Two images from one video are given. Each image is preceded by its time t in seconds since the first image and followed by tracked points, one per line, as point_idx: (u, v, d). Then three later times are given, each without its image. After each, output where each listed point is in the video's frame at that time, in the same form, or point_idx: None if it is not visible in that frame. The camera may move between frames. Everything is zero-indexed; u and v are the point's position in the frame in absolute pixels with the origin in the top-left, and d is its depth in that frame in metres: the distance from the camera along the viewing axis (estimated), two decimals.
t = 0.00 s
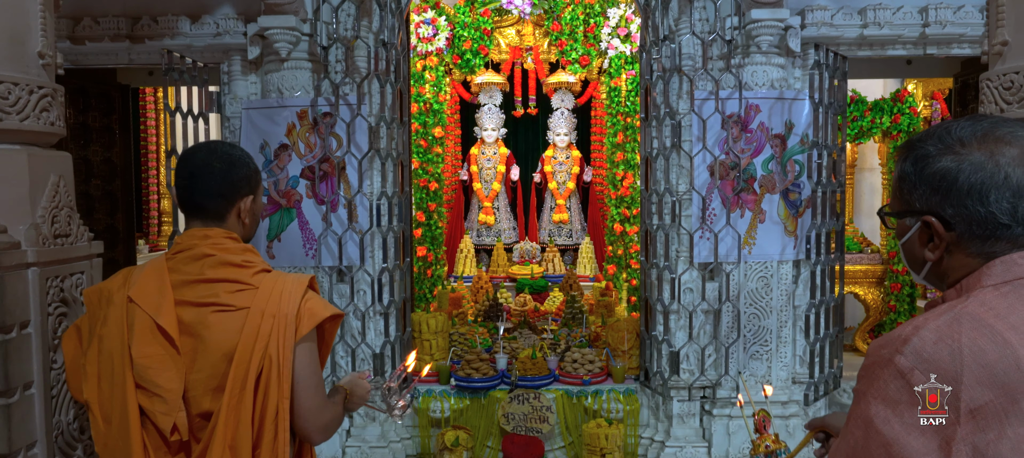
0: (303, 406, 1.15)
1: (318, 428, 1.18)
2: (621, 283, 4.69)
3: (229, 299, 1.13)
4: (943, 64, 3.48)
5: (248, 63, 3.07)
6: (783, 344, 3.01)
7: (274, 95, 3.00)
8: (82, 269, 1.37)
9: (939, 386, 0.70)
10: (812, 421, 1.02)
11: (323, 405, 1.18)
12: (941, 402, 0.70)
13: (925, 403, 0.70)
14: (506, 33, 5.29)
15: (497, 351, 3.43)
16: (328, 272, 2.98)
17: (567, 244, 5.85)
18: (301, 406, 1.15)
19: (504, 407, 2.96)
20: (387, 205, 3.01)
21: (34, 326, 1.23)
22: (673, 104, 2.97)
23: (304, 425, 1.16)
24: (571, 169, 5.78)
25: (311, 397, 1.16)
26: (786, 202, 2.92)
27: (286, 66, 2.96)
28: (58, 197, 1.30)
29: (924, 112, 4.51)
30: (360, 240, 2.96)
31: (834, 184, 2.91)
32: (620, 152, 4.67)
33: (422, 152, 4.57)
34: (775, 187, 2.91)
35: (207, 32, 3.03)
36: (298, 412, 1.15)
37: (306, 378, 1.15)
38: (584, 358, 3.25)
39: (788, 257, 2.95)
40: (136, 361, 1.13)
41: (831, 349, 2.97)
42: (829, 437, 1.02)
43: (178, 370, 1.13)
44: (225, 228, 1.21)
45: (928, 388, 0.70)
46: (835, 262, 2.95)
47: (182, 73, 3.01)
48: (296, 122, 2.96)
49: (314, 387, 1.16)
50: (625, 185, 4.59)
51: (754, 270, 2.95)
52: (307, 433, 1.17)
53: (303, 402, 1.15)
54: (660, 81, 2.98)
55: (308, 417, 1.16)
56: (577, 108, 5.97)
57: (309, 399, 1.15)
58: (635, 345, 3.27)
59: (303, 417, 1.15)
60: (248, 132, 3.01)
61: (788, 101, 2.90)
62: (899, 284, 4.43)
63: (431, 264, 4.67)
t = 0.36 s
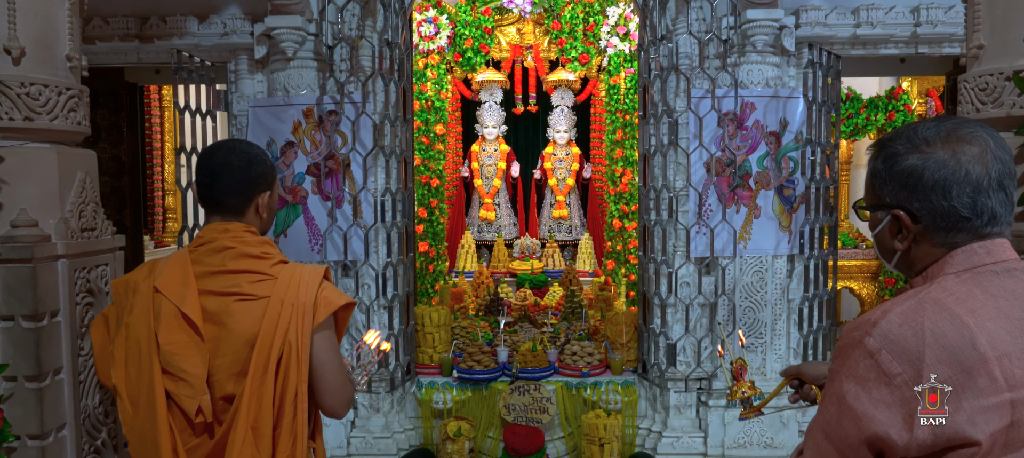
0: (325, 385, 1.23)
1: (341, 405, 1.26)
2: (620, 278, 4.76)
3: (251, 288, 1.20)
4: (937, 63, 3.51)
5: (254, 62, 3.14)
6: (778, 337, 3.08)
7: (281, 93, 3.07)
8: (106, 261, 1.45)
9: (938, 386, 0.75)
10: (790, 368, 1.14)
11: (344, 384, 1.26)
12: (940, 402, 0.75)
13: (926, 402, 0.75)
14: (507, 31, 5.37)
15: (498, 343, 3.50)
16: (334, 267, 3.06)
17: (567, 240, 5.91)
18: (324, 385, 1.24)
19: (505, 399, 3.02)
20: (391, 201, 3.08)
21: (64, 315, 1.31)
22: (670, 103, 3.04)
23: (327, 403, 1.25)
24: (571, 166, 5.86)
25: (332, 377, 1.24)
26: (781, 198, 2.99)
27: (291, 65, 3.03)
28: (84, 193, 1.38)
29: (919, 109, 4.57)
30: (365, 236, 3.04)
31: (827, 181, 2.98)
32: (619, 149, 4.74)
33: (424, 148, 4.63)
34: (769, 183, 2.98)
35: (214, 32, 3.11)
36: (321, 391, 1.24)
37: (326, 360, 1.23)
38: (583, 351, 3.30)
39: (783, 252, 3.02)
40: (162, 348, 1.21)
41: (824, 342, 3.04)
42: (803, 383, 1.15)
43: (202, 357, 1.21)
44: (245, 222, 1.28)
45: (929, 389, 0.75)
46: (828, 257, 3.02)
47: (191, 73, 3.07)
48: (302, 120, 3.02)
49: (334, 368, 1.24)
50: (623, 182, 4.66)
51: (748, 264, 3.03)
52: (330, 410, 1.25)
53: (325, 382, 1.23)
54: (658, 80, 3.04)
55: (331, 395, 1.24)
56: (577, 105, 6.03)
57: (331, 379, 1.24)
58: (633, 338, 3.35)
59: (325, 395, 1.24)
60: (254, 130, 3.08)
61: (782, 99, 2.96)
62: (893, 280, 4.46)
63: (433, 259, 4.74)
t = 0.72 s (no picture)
0: (343, 365, 1.32)
1: (355, 379, 1.36)
2: (618, 273, 4.82)
3: (265, 278, 1.28)
4: (931, 62, 3.56)
5: (259, 60, 3.21)
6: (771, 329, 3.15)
7: (286, 91, 3.13)
8: (124, 253, 1.52)
9: (939, 386, 0.81)
10: (772, 332, 1.22)
11: (358, 361, 1.36)
12: (939, 401, 0.81)
13: (926, 403, 0.81)
14: (507, 29, 5.44)
15: (498, 336, 3.58)
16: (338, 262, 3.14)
17: (566, 235, 6.00)
18: (341, 365, 1.32)
19: (505, 390, 3.07)
20: (394, 196, 3.15)
21: (85, 303, 1.38)
22: (667, 101, 3.10)
23: (343, 379, 1.35)
24: (570, 162, 5.93)
25: (347, 357, 1.33)
26: (775, 194, 3.05)
27: (297, 64, 3.10)
28: (104, 188, 1.46)
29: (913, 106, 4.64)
30: (368, 231, 3.12)
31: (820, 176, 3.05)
32: (618, 145, 4.81)
33: (426, 145, 4.69)
34: (764, 179, 3.04)
35: (220, 31, 3.17)
36: (338, 369, 1.33)
37: (340, 342, 1.32)
38: (582, 343, 3.37)
39: (776, 246, 3.08)
40: (181, 334, 1.27)
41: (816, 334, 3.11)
42: (785, 345, 1.24)
43: (219, 342, 1.28)
44: (257, 215, 1.34)
45: (928, 389, 0.81)
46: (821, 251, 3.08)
47: (198, 71, 3.14)
48: (307, 117, 3.09)
49: (348, 349, 1.33)
50: (622, 178, 4.72)
51: (743, 259, 3.10)
52: (347, 385, 1.35)
53: (343, 361, 1.32)
54: (654, 78, 3.11)
55: (348, 372, 1.34)
56: (577, 102, 6.09)
57: (347, 359, 1.33)
58: (630, 331, 3.42)
59: (342, 373, 1.33)
60: (260, 127, 3.15)
61: (776, 97, 3.02)
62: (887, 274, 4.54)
63: (434, 254, 4.81)
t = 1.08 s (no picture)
0: (352, 346, 1.39)
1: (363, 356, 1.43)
2: (617, 268, 4.88)
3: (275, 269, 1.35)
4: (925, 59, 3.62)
5: (263, 59, 3.27)
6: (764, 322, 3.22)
7: (289, 89, 3.19)
8: (138, 245, 1.60)
9: (938, 388, 0.88)
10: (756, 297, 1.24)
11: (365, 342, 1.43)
12: (938, 401, 0.88)
13: (927, 403, 0.88)
14: (507, 28, 5.50)
15: (498, 329, 3.65)
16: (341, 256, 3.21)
17: (566, 231, 6.05)
18: (350, 347, 1.40)
19: (505, 382, 3.16)
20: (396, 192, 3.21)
21: (103, 292, 1.46)
22: (663, 98, 3.17)
23: (353, 359, 1.42)
24: (569, 159, 6.00)
25: (355, 338, 1.40)
26: (769, 190, 3.12)
27: (300, 63, 3.15)
28: (120, 183, 1.54)
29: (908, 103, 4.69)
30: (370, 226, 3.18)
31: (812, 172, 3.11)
32: (616, 142, 4.89)
33: (427, 142, 4.74)
34: (758, 176, 3.10)
35: (226, 30, 3.24)
36: (347, 351, 1.40)
37: (348, 326, 1.39)
38: (580, 336, 3.46)
39: (770, 241, 3.14)
40: (194, 322, 1.34)
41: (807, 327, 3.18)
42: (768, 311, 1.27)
43: (231, 329, 1.35)
44: (266, 210, 1.41)
45: (929, 390, 0.88)
46: (813, 246, 3.14)
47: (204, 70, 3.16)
48: (310, 114, 3.14)
49: (356, 331, 1.40)
50: (620, 175, 4.80)
51: (738, 254, 3.16)
52: (355, 365, 1.43)
53: (352, 344, 1.40)
54: (651, 76, 3.17)
55: (357, 352, 1.41)
56: (576, 100, 6.15)
57: (355, 341, 1.40)
58: (627, 324, 3.49)
59: (351, 355, 1.41)
60: (265, 124, 3.22)
61: (771, 94, 3.08)
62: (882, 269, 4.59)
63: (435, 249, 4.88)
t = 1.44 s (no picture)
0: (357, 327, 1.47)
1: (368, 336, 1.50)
2: (616, 264, 4.95)
3: (283, 261, 1.42)
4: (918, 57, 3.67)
5: (268, 58, 3.35)
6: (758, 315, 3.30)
7: (293, 88, 3.27)
8: (153, 238, 1.68)
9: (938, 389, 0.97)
10: (739, 272, 1.30)
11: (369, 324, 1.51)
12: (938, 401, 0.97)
13: (929, 403, 0.97)
14: (506, 26, 5.56)
15: (497, 322, 3.72)
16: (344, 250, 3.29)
17: (565, 226, 6.15)
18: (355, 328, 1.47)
19: (504, 373, 3.19)
20: (398, 188, 3.28)
21: (121, 282, 1.55)
22: (659, 96, 3.23)
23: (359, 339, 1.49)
24: (569, 155, 6.06)
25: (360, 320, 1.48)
26: (763, 185, 3.18)
27: (304, 61, 3.23)
28: (136, 179, 1.63)
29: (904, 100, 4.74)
30: (372, 221, 3.26)
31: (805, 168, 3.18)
32: (614, 138, 4.98)
33: (428, 139, 4.80)
34: (752, 172, 3.18)
35: (230, 30, 3.31)
36: (353, 334, 1.48)
37: (354, 309, 1.47)
38: (577, 329, 3.54)
39: (764, 236, 3.22)
40: (207, 310, 1.42)
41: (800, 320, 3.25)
42: (751, 284, 1.32)
43: (241, 317, 1.42)
44: (274, 204, 1.48)
45: (930, 390, 0.96)
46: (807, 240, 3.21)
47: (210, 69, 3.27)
48: (313, 112, 3.23)
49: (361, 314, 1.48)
50: (619, 171, 4.87)
51: (733, 248, 3.23)
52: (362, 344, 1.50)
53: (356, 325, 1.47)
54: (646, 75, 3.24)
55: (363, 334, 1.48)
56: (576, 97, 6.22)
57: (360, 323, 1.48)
58: (624, 317, 3.55)
59: (356, 338, 1.48)
60: (269, 121, 3.30)
61: (764, 92, 3.15)
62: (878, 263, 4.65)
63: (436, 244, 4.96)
